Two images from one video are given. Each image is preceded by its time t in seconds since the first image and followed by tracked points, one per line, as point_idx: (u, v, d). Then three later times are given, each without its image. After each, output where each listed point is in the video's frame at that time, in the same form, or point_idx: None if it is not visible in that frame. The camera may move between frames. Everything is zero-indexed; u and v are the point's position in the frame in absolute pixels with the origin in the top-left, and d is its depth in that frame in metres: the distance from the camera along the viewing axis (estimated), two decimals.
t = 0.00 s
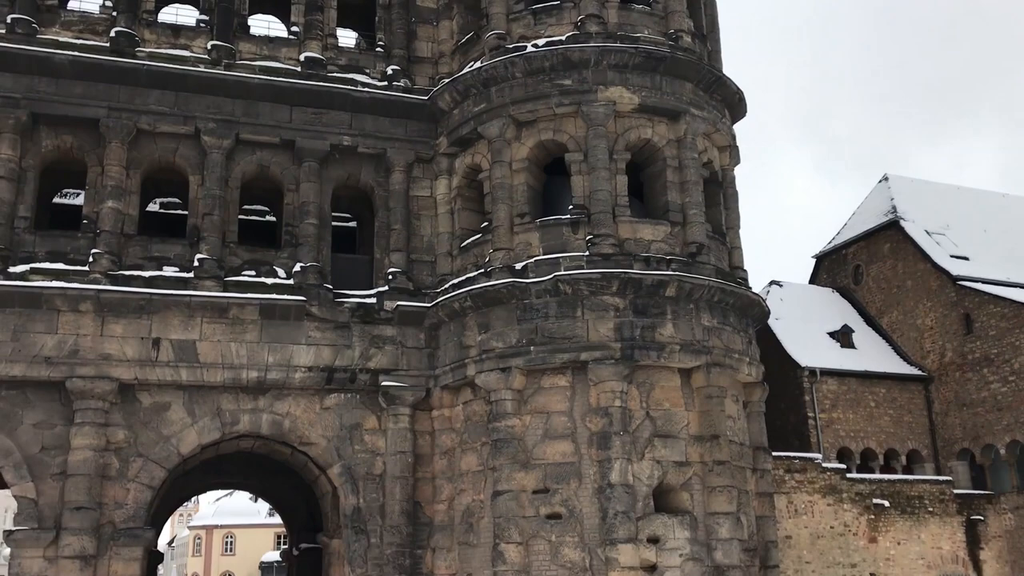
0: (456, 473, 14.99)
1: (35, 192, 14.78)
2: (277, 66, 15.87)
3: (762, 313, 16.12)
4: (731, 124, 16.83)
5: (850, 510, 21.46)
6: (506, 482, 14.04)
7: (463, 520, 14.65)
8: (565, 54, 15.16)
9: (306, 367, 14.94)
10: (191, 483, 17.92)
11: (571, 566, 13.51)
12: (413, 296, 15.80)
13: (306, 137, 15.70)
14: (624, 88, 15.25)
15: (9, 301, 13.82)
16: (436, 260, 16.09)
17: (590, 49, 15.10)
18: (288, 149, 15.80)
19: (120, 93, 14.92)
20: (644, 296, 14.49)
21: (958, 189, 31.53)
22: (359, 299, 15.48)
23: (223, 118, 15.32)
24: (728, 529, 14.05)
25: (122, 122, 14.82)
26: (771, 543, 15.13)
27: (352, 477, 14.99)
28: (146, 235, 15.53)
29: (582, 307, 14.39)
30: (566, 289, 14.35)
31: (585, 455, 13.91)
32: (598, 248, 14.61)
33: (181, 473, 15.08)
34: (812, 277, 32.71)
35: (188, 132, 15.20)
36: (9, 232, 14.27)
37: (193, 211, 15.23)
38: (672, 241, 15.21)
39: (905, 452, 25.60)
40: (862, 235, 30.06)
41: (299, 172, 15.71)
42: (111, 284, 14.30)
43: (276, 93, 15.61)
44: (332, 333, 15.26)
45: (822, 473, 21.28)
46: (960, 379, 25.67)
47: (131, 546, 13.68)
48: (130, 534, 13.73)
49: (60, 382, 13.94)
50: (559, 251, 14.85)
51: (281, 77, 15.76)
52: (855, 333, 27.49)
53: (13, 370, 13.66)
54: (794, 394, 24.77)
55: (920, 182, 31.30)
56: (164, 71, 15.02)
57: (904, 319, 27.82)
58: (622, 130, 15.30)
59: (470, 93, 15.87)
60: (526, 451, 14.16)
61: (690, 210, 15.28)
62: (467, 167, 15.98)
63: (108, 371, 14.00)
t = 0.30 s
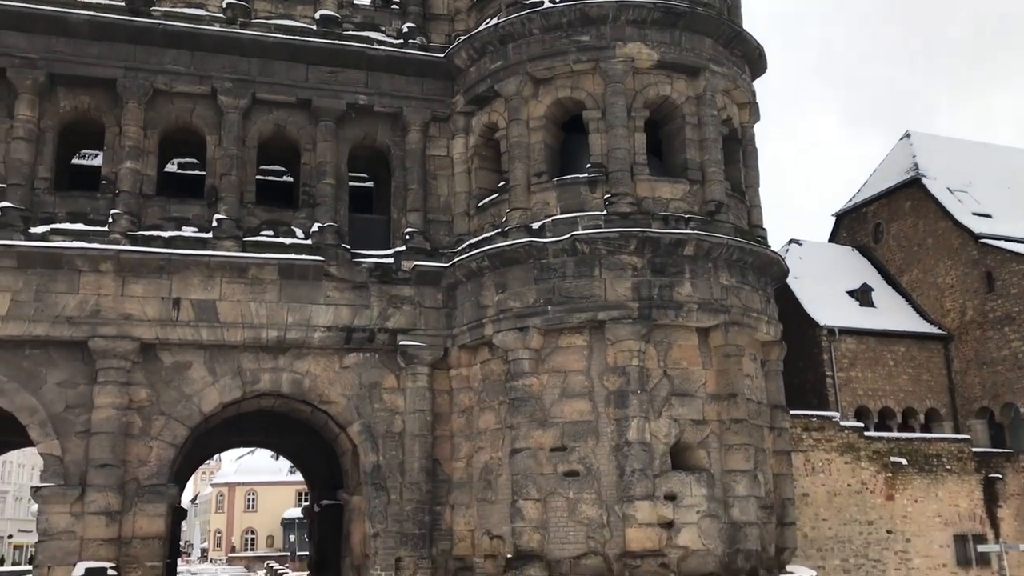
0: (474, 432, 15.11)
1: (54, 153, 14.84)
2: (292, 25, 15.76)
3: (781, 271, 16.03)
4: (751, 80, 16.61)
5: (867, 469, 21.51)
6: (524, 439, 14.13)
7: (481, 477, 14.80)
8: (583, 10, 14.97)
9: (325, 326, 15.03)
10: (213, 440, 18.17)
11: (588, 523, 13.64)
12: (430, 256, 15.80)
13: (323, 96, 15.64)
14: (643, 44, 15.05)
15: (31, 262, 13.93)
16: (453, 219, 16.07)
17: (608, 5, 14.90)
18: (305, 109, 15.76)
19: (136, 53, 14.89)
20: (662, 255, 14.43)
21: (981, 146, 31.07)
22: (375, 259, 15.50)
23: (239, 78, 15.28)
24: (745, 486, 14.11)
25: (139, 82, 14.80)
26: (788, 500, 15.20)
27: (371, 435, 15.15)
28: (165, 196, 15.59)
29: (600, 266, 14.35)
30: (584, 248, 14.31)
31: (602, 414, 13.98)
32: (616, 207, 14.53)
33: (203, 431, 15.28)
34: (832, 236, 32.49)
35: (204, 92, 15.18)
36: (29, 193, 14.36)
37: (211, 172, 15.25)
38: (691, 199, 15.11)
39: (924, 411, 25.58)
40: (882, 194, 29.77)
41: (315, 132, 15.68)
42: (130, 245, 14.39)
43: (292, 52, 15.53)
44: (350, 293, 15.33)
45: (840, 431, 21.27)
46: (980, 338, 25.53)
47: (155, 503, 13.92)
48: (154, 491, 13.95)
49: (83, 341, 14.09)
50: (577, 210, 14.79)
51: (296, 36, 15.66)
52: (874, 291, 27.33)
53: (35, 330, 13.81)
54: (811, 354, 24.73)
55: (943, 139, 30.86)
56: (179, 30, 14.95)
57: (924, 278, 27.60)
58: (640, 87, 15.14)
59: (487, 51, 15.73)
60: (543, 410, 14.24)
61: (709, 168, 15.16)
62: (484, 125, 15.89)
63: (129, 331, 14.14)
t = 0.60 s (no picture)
0: (496, 391, 15.17)
1: (77, 115, 14.89)
2: None
3: (806, 230, 15.87)
4: (777, 36, 16.33)
5: (890, 428, 21.47)
6: (546, 399, 14.16)
7: (503, 437, 14.88)
8: None
9: (347, 287, 15.08)
10: (239, 399, 18.40)
11: (610, 482, 13.71)
12: (452, 217, 15.77)
13: (342, 56, 15.55)
14: None
15: (55, 224, 14.04)
16: (474, 180, 15.99)
17: None
18: (325, 69, 15.69)
19: (156, 14, 14.85)
20: (686, 214, 14.32)
21: (1012, 102, 30.47)
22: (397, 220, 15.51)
23: (259, 38, 15.21)
24: (767, 446, 14.10)
25: (159, 43, 14.78)
26: (810, 460, 15.18)
27: (394, 395, 15.25)
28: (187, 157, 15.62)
29: (622, 226, 14.26)
30: (606, 208, 14.23)
31: (624, 374, 13.99)
32: (638, 166, 14.40)
33: (228, 391, 15.43)
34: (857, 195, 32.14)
35: (224, 53, 15.13)
36: (52, 155, 14.44)
37: (232, 133, 15.25)
38: (714, 158, 14.94)
39: (949, 370, 25.43)
40: (908, 152, 29.35)
41: (336, 92, 15.61)
42: (154, 207, 14.45)
43: (312, 12, 15.42)
44: (372, 255, 15.36)
45: (863, 392, 21.22)
46: (1007, 297, 25.25)
47: (182, 461, 14.10)
48: (181, 449, 14.14)
49: (109, 303, 14.23)
50: (599, 170, 14.67)
51: None
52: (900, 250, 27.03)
53: (62, 292, 13.95)
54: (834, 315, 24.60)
55: (972, 95, 30.29)
56: None
57: (950, 237, 27.24)
58: (663, 44, 14.93)
59: (508, 9, 15.55)
60: (565, 370, 14.26)
61: (732, 126, 14.96)
62: (505, 85, 15.75)
63: (154, 292, 14.25)
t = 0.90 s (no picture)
0: (525, 353, 15.25)
1: (108, 80, 15.00)
2: None
3: (838, 191, 15.69)
4: None
5: (921, 390, 21.34)
6: (575, 361, 14.22)
7: (533, 398, 14.97)
8: None
9: (377, 251, 15.17)
10: (273, 360, 18.66)
11: (639, 443, 13.78)
12: (480, 179, 15.76)
13: (370, 19, 15.51)
14: None
15: (89, 188, 14.21)
16: (502, 142, 15.95)
17: None
18: (352, 32, 15.67)
19: None
20: (716, 175, 14.20)
21: None
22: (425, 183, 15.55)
23: (286, 1, 15.22)
24: (797, 407, 14.08)
25: (188, 7, 14.81)
26: (839, 421, 15.17)
27: (424, 356, 15.37)
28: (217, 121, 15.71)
29: (652, 187, 14.18)
30: (635, 169, 14.12)
31: (653, 336, 14.00)
32: (668, 126, 14.27)
33: (260, 353, 15.63)
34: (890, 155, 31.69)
35: (252, 16, 15.15)
36: (85, 119, 14.58)
37: (261, 97, 15.30)
38: (745, 118, 14.76)
39: (982, 332, 25.08)
40: (942, 111, 28.81)
41: (363, 55, 15.60)
42: (185, 170, 14.56)
43: None
44: (401, 218, 15.41)
45: (894, 353, 21.09)
46: None
47: (218, 422, 14.35)
48: (216, 410, 14.38)
49: (143, 266, 14.41)
50: (628, 131, 14.55)
51: None
52: (933, 211, 26.64)
53: (97, 256, 14.14)
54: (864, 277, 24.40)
55: (1010, 52, 29.61)
56: None
57: (987, 196, 26.78)
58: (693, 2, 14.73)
59: None
60: (594, 332, 14.30)
61: (764, 85, 14.77)
62: (532, 45, 15.64)
63: (187, 256, 14.41)
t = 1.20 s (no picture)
0: (563, 319, 15.25)
1: (148, 48, 15.11)
2: None
3: (882, 154, 15.39)
4: None
5: (965, 357, 21.03)
6: (613, 327, 14.19)
7: (571, 364, 14.99)
8: None
9: (415, 217, 15.21)
10: (314, 327, 18.83)
11: (678, 409, 13.75)
12: (517, 145, 15.67)
13: None
14: None
15: (132, 156, 14.36)
16: (540, 107, 15.84)
17: None
18: None
19: None
20: (758, 138, 13.98)
21: None
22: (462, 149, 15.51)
23: None
24: (838, 373, 13.96)
25: None
26: (881, 388, 15.00)
27: (463, 322, 15.43)
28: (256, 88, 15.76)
29: (692, 151, 14.00)
30: (675, 133, 13.94)
31: (692, 302, 13.91)
32: (709, 89, 14.06)
33: (301, 319, 15.79)
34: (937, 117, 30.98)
35: None
36: (126, 88, 14.71)
37: (299, 64, 15.32)
38: (788, 80, 14.49)
39: None
40: (991, 71, 28.05)
41: (401, 20, 15.57)
42: (226, 138, 14.68)
43: None
44: (439, 184, 15.42)
45: (938, 319, 20.76)
46: None
47: (260, 386, 14.56)
48: (259, 375, 14.59)
49: (185, 233, 14.59)
50: (668, 94, 14.35)
51: None
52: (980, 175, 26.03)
53: (140, 223, 14.35)
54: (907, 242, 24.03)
55: None
56: None
57: None
58: None
59: None
60: (632, 298, 14.25)
61: (807, 46, 14.50)
62: (570, 8, 15.46)
63: (229, 224, 14.56)
